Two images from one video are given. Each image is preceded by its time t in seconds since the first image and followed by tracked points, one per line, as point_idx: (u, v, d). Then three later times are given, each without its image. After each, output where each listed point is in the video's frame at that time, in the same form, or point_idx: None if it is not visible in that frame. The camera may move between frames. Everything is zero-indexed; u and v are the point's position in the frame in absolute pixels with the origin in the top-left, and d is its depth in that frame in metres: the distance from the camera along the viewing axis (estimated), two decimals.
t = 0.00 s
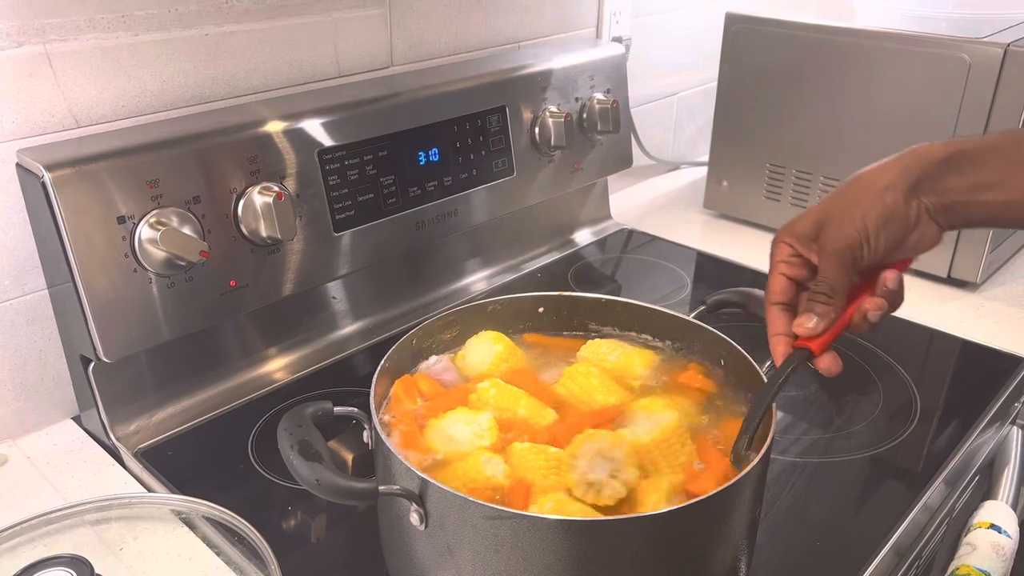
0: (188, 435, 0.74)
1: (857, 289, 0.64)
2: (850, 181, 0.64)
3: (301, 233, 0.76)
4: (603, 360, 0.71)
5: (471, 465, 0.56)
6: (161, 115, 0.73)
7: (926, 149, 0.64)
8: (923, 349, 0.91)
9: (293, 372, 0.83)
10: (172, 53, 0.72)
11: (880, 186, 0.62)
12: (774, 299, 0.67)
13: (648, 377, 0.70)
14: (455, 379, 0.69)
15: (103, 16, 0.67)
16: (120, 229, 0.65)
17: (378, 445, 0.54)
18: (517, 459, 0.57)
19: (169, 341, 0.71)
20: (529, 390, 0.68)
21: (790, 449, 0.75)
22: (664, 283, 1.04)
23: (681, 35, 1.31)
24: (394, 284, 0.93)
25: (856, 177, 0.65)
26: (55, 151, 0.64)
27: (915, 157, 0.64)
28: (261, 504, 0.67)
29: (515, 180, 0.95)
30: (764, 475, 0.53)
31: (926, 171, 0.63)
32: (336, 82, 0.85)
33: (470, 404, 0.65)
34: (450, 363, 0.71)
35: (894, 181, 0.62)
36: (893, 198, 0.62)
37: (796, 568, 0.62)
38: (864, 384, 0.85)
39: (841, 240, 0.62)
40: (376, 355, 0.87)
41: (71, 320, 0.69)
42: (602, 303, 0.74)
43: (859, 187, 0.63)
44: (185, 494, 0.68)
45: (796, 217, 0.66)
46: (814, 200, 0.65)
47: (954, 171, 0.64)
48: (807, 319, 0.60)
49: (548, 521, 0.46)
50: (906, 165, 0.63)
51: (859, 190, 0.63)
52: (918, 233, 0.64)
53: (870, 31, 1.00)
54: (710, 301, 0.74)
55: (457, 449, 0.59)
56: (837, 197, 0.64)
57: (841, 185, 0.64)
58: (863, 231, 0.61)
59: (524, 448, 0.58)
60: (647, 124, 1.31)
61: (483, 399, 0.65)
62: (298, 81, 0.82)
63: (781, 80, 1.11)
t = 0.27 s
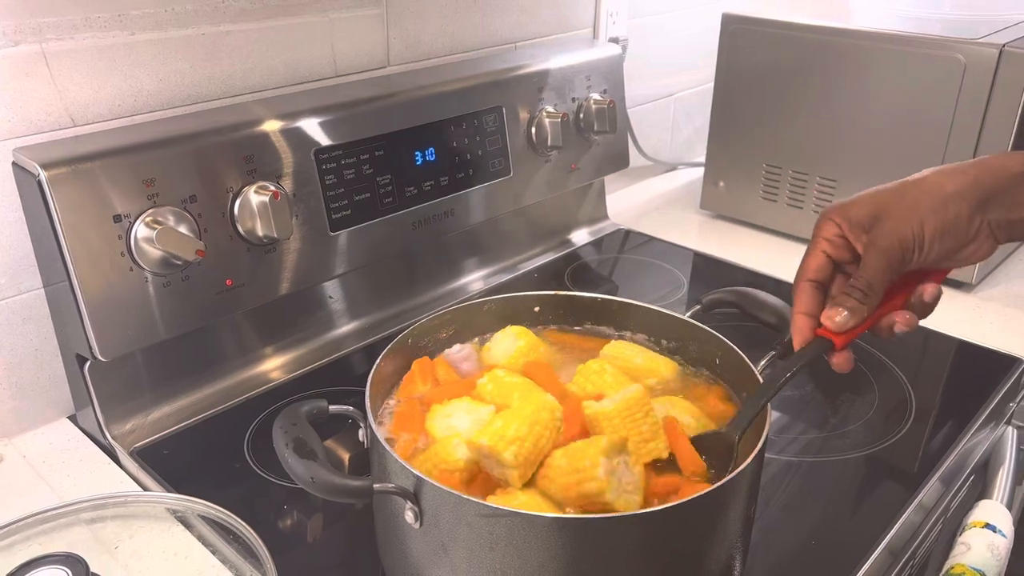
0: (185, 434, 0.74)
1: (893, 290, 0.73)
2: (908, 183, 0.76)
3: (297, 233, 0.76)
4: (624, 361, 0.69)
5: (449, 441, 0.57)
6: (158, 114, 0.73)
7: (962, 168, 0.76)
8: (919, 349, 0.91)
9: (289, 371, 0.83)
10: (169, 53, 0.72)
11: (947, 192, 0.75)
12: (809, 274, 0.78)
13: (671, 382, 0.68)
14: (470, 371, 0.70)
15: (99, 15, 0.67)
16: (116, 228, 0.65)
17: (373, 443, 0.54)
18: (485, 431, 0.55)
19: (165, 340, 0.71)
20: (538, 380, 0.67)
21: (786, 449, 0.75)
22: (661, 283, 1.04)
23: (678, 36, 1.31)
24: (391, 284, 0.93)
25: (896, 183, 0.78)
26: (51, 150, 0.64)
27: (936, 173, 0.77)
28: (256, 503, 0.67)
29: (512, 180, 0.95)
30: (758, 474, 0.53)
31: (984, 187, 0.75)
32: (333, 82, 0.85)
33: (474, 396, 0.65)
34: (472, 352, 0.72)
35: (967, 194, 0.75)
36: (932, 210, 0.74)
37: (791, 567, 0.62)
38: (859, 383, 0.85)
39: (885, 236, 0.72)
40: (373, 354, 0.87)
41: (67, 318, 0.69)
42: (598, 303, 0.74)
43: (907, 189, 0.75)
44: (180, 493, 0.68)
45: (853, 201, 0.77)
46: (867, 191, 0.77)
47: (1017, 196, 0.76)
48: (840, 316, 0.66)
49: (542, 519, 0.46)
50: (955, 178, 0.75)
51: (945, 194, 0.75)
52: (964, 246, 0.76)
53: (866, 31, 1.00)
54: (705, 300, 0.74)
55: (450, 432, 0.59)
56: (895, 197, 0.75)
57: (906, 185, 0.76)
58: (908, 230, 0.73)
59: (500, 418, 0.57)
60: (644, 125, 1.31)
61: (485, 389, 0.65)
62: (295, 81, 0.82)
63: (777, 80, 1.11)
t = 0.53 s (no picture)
0: (181, 435, 0.74)
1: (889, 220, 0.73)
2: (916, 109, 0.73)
3: (294, 233, 0.76)
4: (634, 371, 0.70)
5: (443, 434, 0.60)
6: (155, 115, 0.73)
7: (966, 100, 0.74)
8: (915, 350, 0.91)
9: (286, 372, 0.83)
10: (166, 53, 0.72)
11: (955, 130, 0.73)
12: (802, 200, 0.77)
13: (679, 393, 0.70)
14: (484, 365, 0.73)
15: (96, 16, 0.67)
16: (112, 229, 0.65)
17: (369, 444, 0.54)
18: (501, 434, 0.55)
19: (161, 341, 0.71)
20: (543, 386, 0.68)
21: (782, 450, 0.75)
22: (658, 284, 1.04)
23: (676, 37, 1.31)
24: (388, 285, 0.93)
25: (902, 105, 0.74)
26: (48, 151, 0.64)
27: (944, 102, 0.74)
28: (253, 504, 0.67)
29: (509, 181, 0.95)
30: (753, 475, 0.54)
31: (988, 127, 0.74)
32: (330, 83, 0.85)
33: (479, 389, 0.69)
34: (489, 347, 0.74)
35: (974, 129, 0.73)
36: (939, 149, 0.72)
37: (787, 568, 0.62)
38: (855, 384, 0.86)
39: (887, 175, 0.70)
40: (370, 355, 0.87)
41: (63, 319, 0.69)
42: (593, 304, 0.74)
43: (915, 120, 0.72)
44: (176, 494, 0.68)
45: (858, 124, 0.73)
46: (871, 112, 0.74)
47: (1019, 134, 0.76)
48: (832, 254, 0.66)
49: (537, 520, 0.46)
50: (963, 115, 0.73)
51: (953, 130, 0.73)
52: (963, 179, 0.75)
53: (862, 33, 1.01)
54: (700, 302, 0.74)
55: (447, 421, 0.63)
56: (904, 128, 0.72)
57: (915, 111, 0.73)
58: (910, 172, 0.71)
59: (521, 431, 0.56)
60: (641, 126, 1.31)
61: (490, 382, 0.68)
62: (292, 82, 0.82)
63: (774, 82, 1.11)
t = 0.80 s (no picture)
0: (181, 435, 0.74)
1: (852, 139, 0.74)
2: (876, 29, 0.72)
3: (294, 234, 0.77)
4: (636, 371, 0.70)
5: (439, 426, 0.59)
6: (154, 115, 0.73)
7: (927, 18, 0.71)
8: (914, 350, 0.91)
9: (285, 372, 0.83)
10: (165, 54, 0.72)
11: (920, 60, 0.71)
12: (768, 124, 0.78)
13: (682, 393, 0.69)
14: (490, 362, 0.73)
15: (96, 17, 0.67)
16: (112, 229, 0.65)
17: (368, 444, 0.54)
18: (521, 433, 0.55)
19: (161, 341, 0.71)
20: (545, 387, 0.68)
21: (781, 450, 0.75)
22: (657, 284, 1.04)
23: (675, 38, 1.31)
24: (388, 285, 0.93)
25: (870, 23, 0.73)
26: (47, 151, 0.64)
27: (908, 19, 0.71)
28: (252, 504, 0.67)
29: (509, 181, 0.95)
30: (752, 475, 0.54)
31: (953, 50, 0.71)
32: (330, 83, 0.85)
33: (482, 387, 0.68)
34: (501, 345, 0.73)
35: (939, 57, 0.71)
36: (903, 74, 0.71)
37: (785, 568, 0.62)
38: (854, 385, 0.86)
39: (853, 102, 0.70)
40: (369, 355, 0.87)
41: (63, 319, 0.69)
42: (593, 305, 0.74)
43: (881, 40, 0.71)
44: (176, 494, 0.68)
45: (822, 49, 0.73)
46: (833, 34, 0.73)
47: (990, 56, 0.73)
48: (799, 183, 0.67)
49: (537, 519, 0.46)
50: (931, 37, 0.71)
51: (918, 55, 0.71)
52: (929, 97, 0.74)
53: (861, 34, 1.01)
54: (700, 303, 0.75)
55: (444, 412, 0.63)
56: (870, 48, 0.71)
57: (881, 29, 0.71)
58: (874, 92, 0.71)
59: (540, 436, 0.56)
60: (640, 126, 1.31)
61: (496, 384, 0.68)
62: (292, 82, 0.82)
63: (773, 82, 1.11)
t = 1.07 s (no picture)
0: (182, 434, 0.74)
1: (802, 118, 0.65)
2: None
3: (295, 232, 0.76)
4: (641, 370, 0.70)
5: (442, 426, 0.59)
6: (155, 114, 0.73)
7: None
8: (915, 350, 0.91)
9: (286, 372, 0.83)
10: (167, 52, 0.72)
11: (889, 58, 0.58)
12: (724, 93, 0.66)
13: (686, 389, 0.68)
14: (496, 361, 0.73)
15: (97, 15, 0.67)
16: (113, 227, 0.65)
17: (371, 443, 0.54)
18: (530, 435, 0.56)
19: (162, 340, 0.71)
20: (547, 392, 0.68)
21: (782, 449, 0.75)
22: (658, 284, 1.04)
23: (675, 37, 1.31)
24: (388, 284, 0.93)
25: None
26: (49, 149, 0.64)
27: None
28: (254, 503, 0.67)
29: (510, 180, 0.95)
30: (754, 475, 0.54)
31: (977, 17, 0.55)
32: (331, 82, 0.85)
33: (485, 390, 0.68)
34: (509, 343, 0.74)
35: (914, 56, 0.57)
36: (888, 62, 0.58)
37: (788, 568, 0.62)
38: (855, 384, 0.86)
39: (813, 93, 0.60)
40: (370, 355, 0.87)
41: (64, 318, 0.69)
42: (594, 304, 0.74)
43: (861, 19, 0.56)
44: (178, 493, 0.68)
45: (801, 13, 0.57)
46: None
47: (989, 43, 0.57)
48: (748, 161, 0.64)
49: (540, 518, 0.46)
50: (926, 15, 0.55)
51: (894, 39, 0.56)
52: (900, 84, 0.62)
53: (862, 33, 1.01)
54: (703, 302, 0.75)
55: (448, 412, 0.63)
56: (843, 33, 0.57)
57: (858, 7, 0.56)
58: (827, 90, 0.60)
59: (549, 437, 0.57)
60: (641, 126, 1.31)
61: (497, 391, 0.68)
62: (293, 81, 0.82)
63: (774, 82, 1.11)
